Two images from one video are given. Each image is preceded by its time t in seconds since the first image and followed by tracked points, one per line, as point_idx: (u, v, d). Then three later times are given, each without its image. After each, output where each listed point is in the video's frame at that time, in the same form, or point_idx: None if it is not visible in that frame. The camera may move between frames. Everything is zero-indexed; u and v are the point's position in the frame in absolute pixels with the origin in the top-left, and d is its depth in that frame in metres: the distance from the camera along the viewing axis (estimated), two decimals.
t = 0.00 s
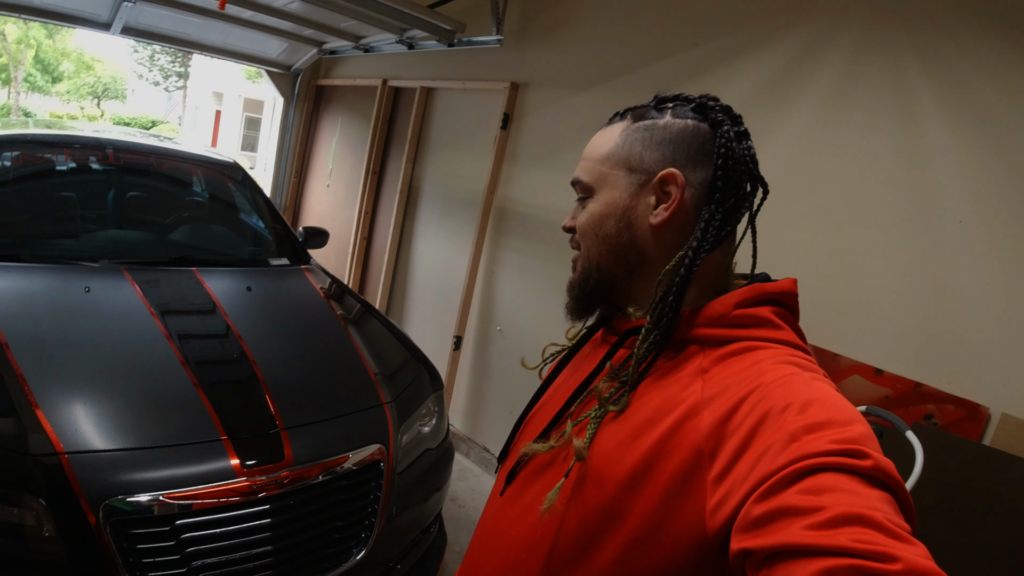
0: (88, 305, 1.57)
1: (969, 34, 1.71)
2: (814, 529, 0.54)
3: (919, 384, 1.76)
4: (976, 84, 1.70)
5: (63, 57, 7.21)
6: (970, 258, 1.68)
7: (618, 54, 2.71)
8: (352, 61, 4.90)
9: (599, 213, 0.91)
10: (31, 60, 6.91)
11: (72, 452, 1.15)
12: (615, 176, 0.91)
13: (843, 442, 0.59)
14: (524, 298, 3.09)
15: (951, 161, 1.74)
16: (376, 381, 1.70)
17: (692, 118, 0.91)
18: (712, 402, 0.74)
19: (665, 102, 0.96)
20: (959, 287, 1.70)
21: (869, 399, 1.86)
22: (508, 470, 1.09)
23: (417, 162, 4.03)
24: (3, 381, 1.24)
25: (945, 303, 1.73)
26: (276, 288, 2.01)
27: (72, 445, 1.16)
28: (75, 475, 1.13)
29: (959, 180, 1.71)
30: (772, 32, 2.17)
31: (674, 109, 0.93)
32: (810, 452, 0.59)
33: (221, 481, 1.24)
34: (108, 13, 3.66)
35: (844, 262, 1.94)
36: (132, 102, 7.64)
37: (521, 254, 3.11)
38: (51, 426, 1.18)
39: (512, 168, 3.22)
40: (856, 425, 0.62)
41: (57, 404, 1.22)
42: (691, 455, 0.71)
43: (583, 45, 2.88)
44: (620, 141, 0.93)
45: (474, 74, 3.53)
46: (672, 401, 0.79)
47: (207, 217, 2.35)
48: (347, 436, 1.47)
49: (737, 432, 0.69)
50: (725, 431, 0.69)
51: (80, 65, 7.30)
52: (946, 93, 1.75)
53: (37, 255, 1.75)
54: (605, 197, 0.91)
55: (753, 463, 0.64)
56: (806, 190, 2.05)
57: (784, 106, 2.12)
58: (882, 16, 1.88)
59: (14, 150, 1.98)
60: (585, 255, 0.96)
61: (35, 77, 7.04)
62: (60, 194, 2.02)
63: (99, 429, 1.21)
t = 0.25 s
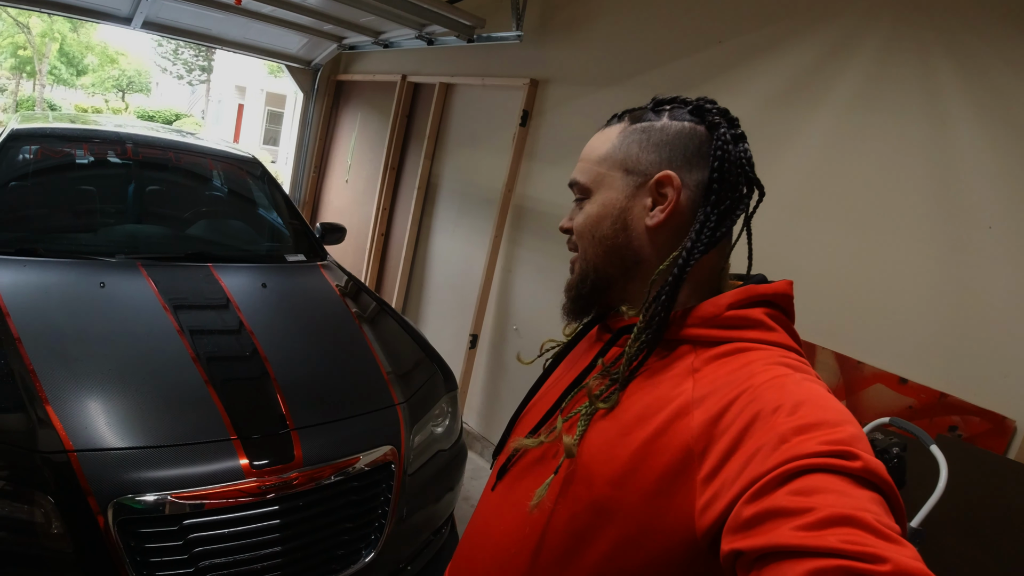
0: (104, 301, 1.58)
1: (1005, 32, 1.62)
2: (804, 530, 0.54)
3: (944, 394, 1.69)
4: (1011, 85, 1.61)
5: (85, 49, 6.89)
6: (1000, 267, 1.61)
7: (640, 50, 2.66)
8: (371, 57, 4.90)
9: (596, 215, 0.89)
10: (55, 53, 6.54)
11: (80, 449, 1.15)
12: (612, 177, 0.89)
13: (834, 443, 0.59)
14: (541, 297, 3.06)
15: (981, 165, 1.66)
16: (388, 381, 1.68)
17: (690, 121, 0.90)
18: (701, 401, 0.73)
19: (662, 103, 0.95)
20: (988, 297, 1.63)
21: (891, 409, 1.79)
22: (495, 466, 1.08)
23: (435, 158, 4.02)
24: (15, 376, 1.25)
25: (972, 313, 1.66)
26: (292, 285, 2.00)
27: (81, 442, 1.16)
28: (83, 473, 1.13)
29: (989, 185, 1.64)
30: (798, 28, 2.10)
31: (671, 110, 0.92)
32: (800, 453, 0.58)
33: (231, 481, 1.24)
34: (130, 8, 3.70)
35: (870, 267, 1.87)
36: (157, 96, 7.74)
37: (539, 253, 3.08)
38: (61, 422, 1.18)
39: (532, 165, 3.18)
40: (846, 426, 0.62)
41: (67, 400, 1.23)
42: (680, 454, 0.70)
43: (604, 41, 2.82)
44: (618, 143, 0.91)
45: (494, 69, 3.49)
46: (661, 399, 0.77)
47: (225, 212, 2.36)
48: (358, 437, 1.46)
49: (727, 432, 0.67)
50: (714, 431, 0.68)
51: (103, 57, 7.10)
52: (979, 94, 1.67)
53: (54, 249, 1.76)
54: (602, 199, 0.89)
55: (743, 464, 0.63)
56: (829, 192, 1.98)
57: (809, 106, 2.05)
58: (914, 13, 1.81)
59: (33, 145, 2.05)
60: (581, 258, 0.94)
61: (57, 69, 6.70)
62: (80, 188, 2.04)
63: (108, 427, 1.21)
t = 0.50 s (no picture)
0: (115, 302, 1.59)
1: None
2: (802, 531, 0.54)
3: (970, 401, 1.60)
4: None
5: (105, 48, 6.83)
6: None
7: (657, 46, 2.60)
8: (387, 54, 4.89)
9: (598, 217, 0.87)
10: (77, 52, 6.49)
11: (84, 452, 1.15)
12: (614, 178, 0.87)
13: (833, 444, 0.59)
14: (556, 297, 3.02)
15: (1010, 164, 1.58)
16: (399, 382, 1.67)
17: (691, 120, 0.88)
18: (700, 402, 0.72)
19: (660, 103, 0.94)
20: (1017, 303, 1.55)
21: (915, 416, 1.70)
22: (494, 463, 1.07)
23: (451, 156, 3.99)
24: (23, 377, 1.26)
25: (998, 319, 1.58)
26: (304, 284, 2.00)
27: (87, 445, 1.17)
28: (87, 475, 1.13)
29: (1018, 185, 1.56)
30: (821, 23, 2.03)
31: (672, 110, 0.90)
32: (799, 454, 0.58)
33: (238, 485, 1.23)
34: (146, 7, 3.74)
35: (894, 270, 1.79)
36: (178, 94, 7.84)
37: (555, 252, 3.04)
38: (66, 423, 1.19)
39: (548, 163, 3.14)
40: (845, 428, 0.62)
41: (74, 401, 1.23)
42: (679, 454, 0.69)
43: (622, 36, 2.77)
44: (619, 144, 0.90)
45: (510, 66, 3.46)
46: (660, 399, 0.77)
47: (240, 211, 2.36)
48: (367, 441, 1.44)
49: (727, 433, 0.67)
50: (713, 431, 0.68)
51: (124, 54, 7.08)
52: (1008, 89, 1.59)
53: (65, 248, 1.77)
54: (604, 200, 0.87)
55: (741, 465, 0.63)
56: (851, 192, 1.92)
57: (832, 103, 1.99)
58: (942, 6, 1.73)
59: (48, 143, 2.06)
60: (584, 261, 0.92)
61: (79, 68, 6.67)
62: (96, 186, 2.07)
63: (113, 429, 1.21)
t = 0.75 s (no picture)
0: (123, 300, 1.59)
1: None
2: (809, 530, 0.53)
3: (994, 406, 1.54)
4: None
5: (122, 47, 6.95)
6: None
7: (672, 41, 2.55)
8: (400, 51, 4.88)
9: (611, 212, 0.84)
10: (93, 51, 6.72)
11: (87, 451, 1.15)
12: (626, 173, 0.84)
13: (840, 443, 0.58)
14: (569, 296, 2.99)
15: None
16: (408, 383, 1.65)
17: (703, 118, 0.85)
18: (706, 401, 0.71)
19: (672, 98, 0.90)
20: None
21: (936, 421, 1.65)
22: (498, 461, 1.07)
23: (463, 153, 3.97)
24: (27, 376, 1.26)
25: None
26: (314, 283, 1.99)
27: (90, 444, 1.16)
28: (88, 475, 1.13)
29: None
30: (840, 16, 1.97)
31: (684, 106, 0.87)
32: (805, 453, 0.58)
33: (243, 487, 1.22)
34: (159, 5, 3.77)
35: (916, 272, 1.73)
36: (194, 92, 7.93)
37: (567, 249, 3.01)
38: (69, 421, 1.19)
39: (561, 160, 3.10)
40: (852, 426, 0.61)
41: (77, 400, 1.23)
42: (685, 453, 0.69)
43: (637, 31, 2.72)
44: (631, 138, 0.86)
45: (522, 62, 3.42)
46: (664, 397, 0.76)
47: (252, 208, 2.37)
48: (374, 442, 1.43)
49: (733, 433, 0.66)
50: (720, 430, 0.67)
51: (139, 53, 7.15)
52: None
53: (75, 246, 1.78)
54: (617, 196, 0.84)
55: (748, 464, 0.62)
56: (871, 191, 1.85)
57: (851, 98, 1.92)
58: None
59: (61, 141, 2.09)
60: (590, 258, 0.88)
61: (97, 66, 6.92)
62: (108, 183, 2.09)
63: (116, 429, 1.21)
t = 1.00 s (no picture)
0: (133, 297, 1.60)
1: None
2: (808, 533, 0.54)
3: (1014, 411, 1.46)
4: None
5: (140, 41, 6.96)
6: None
7: (688, 35, 2.50)
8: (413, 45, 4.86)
9: (665, 204, 0.81)
10: (111, 46, 6.64)
11: (91, 448, 1.17)
12: (680, 167, 0.83)
13: (838, 446, 0.58)
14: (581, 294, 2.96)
15: None
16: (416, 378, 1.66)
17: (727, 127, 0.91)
18: (704, 404, 0.71)
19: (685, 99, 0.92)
20: None
21: (953, 427, 1.57)
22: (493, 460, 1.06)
23: (476, 148, 3.96)
24: (34, 372, 1.28)
25: None
26: (325, 278, 1.99)
27: (94, 441, 1.18)
28: (92, 472, 1.15)
29: None
30: (859, 9, 1.91)
31: (709, 109, 0.91)
32: (804, 455, 0.58)
33: (247, 486, 1.23)
34: None
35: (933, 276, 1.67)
36: (211, 87, 8.00)
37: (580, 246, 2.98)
38: (73, 417, 1.21)
39: (574, 155, 3.07)
40: (849, 429, 0.61)
41: (82, 397, 1.25)
42: (683, 455, 0.69)
43: (651, 24, 2.67)
44: (681, 130, 0.85)
45: (536, 56, 3.39)
46: (663, 399, 0.76)
47: (264, 203, 2.38)
48: (379, 441, 1.43)
49: (731, 435, 0.66)
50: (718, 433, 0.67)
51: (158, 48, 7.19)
52: None
53: (86, 241, 1.80)
54: (671, 188, 0.82)
55: (746, 467, 0.62)
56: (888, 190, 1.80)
57: (870, 95, 1.87)
58: None
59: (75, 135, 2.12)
60: (624, 248, 0.84)
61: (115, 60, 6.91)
62: (123, 178, 2.11)
63: (121, 425, 1.23)
